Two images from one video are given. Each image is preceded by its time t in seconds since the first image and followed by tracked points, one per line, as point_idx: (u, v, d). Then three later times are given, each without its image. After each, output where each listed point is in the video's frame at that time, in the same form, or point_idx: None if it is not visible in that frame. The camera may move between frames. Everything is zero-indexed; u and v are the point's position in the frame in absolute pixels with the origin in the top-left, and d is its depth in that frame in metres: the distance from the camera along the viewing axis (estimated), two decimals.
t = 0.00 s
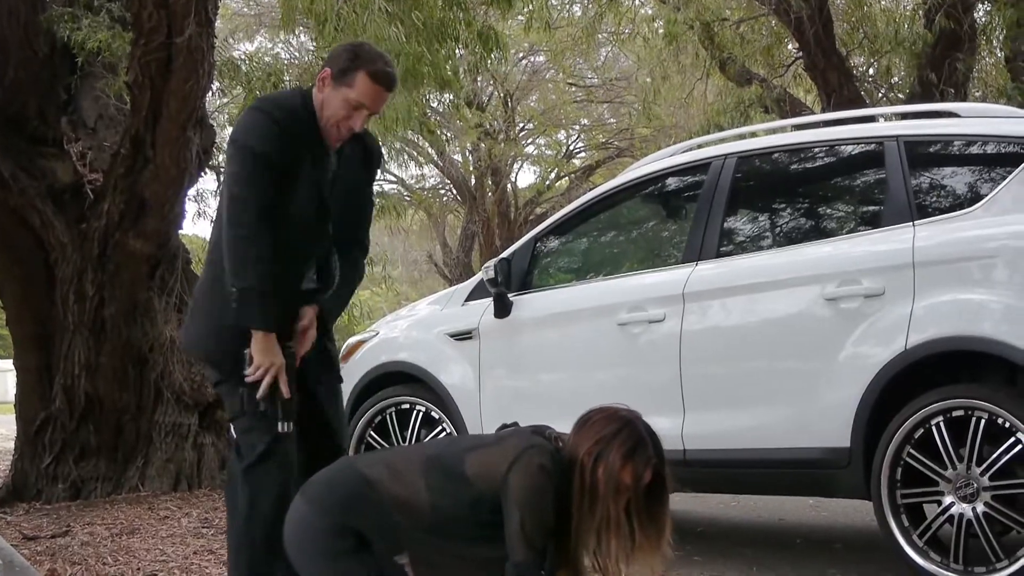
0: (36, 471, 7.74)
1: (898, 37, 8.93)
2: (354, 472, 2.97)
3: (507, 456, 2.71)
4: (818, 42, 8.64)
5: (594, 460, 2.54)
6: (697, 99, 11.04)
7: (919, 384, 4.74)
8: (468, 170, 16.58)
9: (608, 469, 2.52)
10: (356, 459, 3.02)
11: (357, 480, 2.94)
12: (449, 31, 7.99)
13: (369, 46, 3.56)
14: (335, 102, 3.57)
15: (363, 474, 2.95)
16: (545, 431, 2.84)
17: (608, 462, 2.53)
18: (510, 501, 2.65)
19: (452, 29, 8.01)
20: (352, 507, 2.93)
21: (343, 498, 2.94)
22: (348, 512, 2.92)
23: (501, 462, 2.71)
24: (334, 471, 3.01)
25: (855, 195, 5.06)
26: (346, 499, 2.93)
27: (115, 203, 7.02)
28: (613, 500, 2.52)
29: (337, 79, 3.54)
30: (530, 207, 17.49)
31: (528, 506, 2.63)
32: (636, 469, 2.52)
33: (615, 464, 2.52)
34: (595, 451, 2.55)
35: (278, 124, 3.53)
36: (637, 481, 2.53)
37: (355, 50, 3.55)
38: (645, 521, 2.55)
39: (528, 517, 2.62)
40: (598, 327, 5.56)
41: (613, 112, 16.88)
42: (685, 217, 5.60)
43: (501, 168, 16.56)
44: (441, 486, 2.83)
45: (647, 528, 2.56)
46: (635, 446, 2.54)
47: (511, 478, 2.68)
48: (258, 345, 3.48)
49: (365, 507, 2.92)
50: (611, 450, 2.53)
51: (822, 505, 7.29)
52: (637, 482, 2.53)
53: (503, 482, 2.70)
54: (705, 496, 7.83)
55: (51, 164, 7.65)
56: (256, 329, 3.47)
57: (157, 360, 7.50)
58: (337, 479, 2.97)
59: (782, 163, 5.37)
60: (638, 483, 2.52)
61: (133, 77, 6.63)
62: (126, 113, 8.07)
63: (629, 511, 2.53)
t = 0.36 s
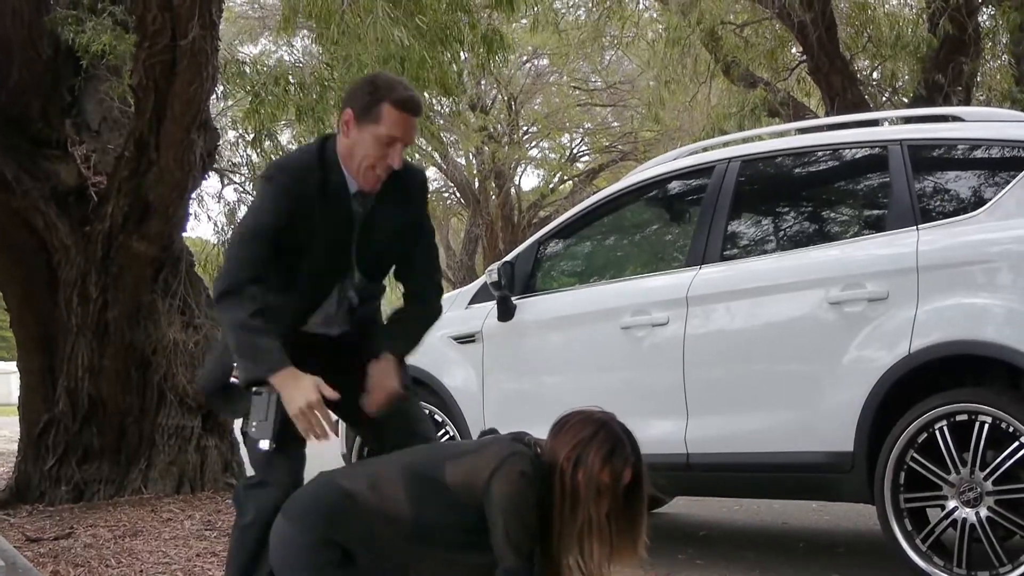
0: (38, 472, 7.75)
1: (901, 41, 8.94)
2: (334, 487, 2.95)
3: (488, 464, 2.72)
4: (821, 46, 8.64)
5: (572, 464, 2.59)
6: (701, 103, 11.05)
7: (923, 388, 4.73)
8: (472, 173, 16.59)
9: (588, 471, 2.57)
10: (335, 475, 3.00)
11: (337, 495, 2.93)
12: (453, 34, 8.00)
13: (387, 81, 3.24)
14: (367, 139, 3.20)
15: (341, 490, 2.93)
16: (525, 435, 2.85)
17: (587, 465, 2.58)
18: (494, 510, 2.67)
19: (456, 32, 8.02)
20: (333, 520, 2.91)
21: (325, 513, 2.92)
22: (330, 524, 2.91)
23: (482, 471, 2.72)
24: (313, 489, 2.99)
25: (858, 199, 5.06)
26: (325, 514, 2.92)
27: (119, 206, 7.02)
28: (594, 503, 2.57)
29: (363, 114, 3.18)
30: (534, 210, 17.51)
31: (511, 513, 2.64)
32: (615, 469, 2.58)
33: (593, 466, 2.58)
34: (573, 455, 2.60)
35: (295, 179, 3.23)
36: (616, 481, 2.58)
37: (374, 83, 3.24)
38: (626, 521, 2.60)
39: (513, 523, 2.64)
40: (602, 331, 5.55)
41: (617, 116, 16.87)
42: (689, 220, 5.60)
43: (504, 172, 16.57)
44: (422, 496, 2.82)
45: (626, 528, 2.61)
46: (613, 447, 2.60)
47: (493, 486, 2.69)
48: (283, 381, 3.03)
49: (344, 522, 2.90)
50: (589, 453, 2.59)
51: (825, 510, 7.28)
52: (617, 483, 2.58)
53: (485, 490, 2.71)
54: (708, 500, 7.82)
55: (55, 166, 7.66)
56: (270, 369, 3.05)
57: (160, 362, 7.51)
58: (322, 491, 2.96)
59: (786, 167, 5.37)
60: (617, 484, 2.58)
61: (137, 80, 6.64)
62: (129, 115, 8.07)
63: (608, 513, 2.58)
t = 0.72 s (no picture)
0: (36, 465, 7.74)
1: (900, 35, 8.91)
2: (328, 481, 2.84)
3: (484, 460, 2.66)
4: (819, 41, 8.64)
5: (569, 457, 2.59)
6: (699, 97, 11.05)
7: (921, 382, 4.72)
8: (470, 166, 16.58)
9: (584, 466, 2.58)
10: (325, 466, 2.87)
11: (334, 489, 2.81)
12: (451, 28, 7.98)
13: (539, 268, 2.85)
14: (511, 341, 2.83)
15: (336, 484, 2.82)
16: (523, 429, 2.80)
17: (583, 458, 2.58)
18: (495, 506, 2.61)
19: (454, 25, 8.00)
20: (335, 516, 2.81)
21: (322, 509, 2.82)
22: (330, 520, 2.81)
23: (479, 466, 2.66)
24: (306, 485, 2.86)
25: (856, 193, 5.06)
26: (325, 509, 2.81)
27: (116, 198, 7.01)
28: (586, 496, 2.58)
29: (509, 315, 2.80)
30: (532, 204, 17.51)
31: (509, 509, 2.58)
32: (611, 464, 2.60)
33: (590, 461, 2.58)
34: (571, 448, 2.59)
35: (429, 367, 2.73)
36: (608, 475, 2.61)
37: (525, 272, 2.83)
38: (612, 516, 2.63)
39: (508, 520, 2.58)
40: (601, 323, 5.60)
41: (615, 110, 16.82)
42: (686, 214, 5.60)
43: (502, 165, 16.55)
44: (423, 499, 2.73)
45: (612, 520, 2.64)
46: (609, 442, 2.61)
47: (492, 483, 2.63)
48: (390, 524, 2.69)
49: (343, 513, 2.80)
50: (586, 447, 2.59)
51: (823, 503, 7.28)
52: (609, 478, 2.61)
53: (485, 485, 2.65)
54: (706, 494, 7.83)
55: (52, 159, 7.65)
56: (384, 508, 2.68)
57: (158, 356, 7.49)
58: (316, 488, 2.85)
59: (784, 161, 5.37)
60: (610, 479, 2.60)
61: (135, 72, 6.63)
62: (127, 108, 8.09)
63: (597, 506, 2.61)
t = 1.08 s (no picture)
0: (36, 464, 7.74)
1: (900, 33, 8.91)
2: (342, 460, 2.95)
3: (482, 453, 2.70)
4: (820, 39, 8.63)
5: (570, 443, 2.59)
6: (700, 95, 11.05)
7: (922, 381, 4.72)
8: (470, 164, 16.49)
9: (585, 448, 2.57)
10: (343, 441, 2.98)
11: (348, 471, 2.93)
12: (449, 26, 7.98)
13: (547, 237, 2.88)
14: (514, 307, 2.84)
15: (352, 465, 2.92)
16: (532, 412, 2.81)
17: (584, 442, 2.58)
18: (496, 502, 2.65)
19: (453, 23, 7.99)
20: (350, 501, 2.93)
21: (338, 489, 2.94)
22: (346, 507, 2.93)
23: (477, 461, 2.70)
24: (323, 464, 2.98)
25: (856, 191, 5.06)
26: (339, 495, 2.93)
27: (116, 197, 7.01)
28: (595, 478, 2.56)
29: (514, 284, 2.82)
30: (531, 203, 17.51)
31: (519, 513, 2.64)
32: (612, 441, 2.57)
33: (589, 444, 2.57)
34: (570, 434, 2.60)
35: (430, 343, 2.77)
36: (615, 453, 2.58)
37: (533, 242, 2.86)
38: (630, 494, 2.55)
39: (510, 515, 2.62)
40: (601, 322, 5.62)
41: (615, 108, 16.80)
42: (687, 212, 5.61)
43: (502, 164, 16.56)
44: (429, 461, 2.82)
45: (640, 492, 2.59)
46: (606, 421, 2.59)
47: (497, 479, 2.66)
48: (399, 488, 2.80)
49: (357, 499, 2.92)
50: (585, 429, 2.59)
51: (823, 502, 7.29)
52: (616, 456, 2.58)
53: (490, 478, 2.68)
54: (707, 493, 7.83)
55: (52, 158, 7.64)
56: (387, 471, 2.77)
57: (158, 354, 7.49)
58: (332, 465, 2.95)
59: (784, 159, 5.37)
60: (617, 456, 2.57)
61: (134, 70, 6.62)
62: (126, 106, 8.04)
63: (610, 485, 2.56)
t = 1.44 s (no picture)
0: (34, 468, 7.72)
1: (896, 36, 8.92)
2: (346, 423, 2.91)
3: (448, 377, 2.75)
4: (818, 42, 8.64)
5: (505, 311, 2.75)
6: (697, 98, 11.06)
7: (920, 383, 4.72)
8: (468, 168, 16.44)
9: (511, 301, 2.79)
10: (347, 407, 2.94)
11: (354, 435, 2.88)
12: (447, 30, 7.99)
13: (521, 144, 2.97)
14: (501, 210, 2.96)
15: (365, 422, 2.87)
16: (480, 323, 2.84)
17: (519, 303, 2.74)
18: (466, 425, 2.71)
19: (451, 27, 7.99)
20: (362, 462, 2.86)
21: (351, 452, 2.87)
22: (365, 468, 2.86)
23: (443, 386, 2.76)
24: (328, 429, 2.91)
25: (855, 194, 5.06)
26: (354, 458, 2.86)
27: (114, 201, 7.00)
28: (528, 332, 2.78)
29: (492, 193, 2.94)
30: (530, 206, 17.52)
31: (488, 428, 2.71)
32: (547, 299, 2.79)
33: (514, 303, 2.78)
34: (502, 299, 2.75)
35: (404, 270, 2.84)
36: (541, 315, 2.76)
37: (514, 149, 2.96)
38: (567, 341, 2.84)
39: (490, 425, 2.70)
40: (600, 324, 5.61)
41: (613, 111, 16.79)
42: (684, 216, 5.61)
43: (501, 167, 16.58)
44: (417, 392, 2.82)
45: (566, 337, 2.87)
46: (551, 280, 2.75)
47: (464, 404, 2.72)
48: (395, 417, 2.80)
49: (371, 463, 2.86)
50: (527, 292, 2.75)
51: (821, 504, 7.30)
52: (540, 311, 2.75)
53: (457, 401, 2.74)
54: (705, 496, 7.84)
55: (51, 162, 7.62)
56: (373, 403, 2.79)
57: (156, 358, 7.49)
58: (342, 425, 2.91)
59: (782, 162, 5.38)
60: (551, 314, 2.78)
61: (133, 74, 6.61)
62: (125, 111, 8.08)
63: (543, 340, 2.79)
